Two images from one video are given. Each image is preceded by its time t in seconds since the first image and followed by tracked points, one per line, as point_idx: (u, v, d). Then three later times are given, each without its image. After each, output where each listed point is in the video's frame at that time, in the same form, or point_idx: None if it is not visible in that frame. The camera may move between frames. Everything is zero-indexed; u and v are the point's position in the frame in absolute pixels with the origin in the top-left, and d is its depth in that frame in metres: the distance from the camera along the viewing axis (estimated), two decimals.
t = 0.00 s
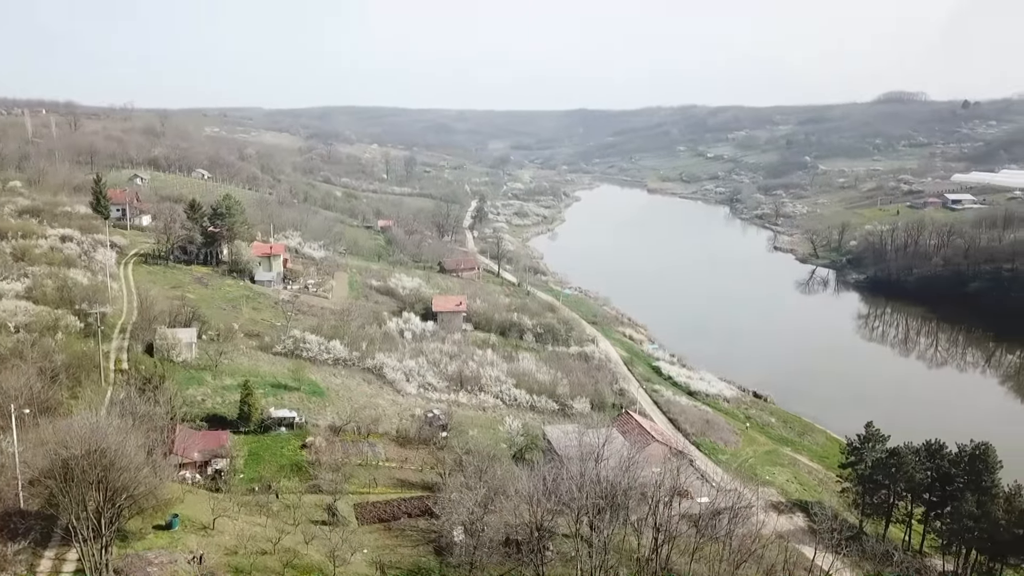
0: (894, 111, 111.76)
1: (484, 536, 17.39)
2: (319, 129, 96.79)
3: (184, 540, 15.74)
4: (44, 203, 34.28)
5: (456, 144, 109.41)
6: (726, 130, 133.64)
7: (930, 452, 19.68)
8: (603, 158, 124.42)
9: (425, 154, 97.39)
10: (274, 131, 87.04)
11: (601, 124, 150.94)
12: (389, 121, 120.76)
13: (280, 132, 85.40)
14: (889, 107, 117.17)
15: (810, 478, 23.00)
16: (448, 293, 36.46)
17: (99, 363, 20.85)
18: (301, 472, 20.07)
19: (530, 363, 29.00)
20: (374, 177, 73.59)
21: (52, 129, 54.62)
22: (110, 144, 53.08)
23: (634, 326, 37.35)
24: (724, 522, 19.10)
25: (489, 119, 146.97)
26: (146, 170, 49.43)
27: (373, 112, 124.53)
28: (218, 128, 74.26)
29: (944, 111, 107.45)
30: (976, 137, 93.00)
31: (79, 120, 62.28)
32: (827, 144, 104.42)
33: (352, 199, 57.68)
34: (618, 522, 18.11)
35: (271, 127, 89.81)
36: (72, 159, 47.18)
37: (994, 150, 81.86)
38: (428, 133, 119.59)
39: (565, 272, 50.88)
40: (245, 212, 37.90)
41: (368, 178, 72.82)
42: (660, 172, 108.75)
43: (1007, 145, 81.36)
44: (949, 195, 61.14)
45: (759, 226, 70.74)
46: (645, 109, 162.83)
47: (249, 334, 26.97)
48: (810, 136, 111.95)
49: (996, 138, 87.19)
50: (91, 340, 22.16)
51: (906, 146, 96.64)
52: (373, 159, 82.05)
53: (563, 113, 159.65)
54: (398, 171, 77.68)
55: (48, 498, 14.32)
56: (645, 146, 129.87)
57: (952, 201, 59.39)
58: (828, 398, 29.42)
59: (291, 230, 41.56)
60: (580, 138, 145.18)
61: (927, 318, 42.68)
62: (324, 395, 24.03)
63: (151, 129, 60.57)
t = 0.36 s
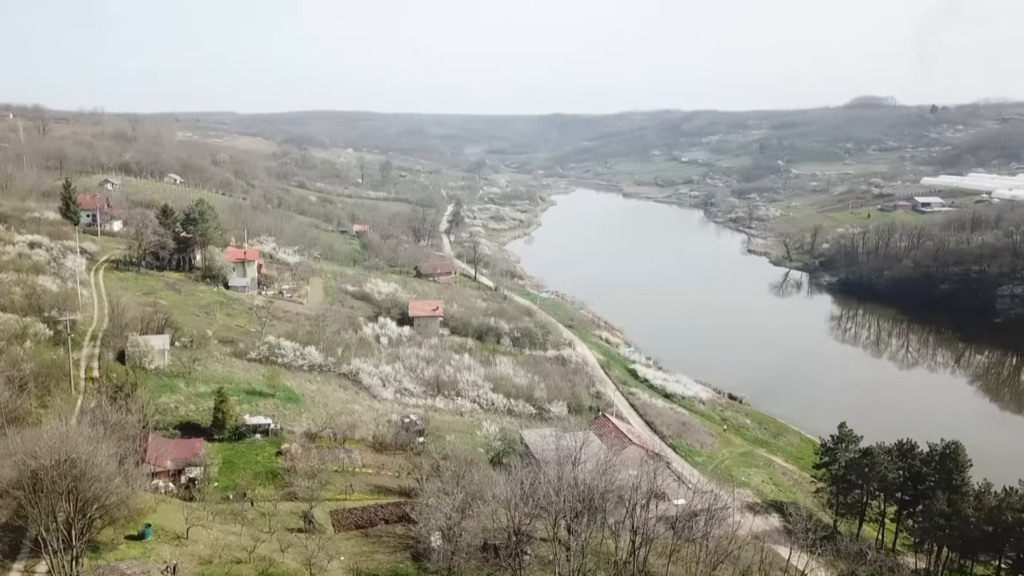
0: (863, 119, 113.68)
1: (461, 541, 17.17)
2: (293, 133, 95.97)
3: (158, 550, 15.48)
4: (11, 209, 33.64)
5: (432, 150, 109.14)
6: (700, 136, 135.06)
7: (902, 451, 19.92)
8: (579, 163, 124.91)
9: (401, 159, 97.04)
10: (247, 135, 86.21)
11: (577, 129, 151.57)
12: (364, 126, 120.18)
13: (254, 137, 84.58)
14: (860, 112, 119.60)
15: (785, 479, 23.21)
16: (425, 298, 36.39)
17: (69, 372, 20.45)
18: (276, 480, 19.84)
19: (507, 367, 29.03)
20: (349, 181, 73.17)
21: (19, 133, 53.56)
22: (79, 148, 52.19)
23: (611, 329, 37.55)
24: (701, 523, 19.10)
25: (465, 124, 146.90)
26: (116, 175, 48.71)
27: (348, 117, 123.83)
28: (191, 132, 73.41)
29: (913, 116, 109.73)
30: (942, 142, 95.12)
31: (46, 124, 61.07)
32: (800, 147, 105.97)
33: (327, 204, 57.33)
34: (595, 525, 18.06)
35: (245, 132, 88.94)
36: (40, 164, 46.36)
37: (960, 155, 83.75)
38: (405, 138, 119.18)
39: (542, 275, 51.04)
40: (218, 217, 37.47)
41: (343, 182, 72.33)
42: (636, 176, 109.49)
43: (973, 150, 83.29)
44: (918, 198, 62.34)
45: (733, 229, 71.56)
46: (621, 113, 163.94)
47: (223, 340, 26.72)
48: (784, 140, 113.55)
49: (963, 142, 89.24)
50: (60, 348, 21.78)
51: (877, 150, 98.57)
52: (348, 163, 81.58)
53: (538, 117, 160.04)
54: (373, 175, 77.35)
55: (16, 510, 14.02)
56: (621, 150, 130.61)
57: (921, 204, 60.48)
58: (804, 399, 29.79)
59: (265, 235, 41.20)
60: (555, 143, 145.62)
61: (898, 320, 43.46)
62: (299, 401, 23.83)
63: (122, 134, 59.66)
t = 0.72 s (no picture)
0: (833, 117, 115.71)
1: (436, 543, 16.99)
2: (264, 134, 94.91)
3: (128, 557, 15.02)
4: None
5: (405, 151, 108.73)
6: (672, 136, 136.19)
7: (871, 447, 20.18)
8: (551, 163, 125.21)
9: (373, 160, 96.45)
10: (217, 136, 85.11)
11: (551, 129, 151.99)
12: (337, 126, 119.30)
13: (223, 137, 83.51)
14: (828, 113, 121.66)
15: (757, 475, 23.45)
16: (398, 299, 36.25)
17: (34, 377, 20.01)
18: (248, 484, 19.58)
19: (481, 368, 29.03)
20: (321, 182, 72.62)
21: None
22: (43, 149, 51.13)
23: (584, 329, 37.69)
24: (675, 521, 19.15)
25: (438, 124, 146.43)
26: (80, 176, 47.78)
27: (320, 117, 122.80)
28: (159, 133, 72.26)
29: (879, 116, 111.73)
30: (908, 142, 97.03)
31: (9, 124, 59.72)
32: (772, 147, 107.34)
33: (299, 204, 56.85)
34: (569, 525, 18.06)
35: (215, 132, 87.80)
36: (2, 165, 45.31)
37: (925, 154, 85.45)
38: (378, 138, 118.53)
39: (515, 275, 51.06)
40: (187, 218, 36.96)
41: (315, 183, 71.77)
42: (609, 176, 110.04)
43: (938, 149, 85.06)
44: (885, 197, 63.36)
45: (705, 229, 72.19)
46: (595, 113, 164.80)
47: (194, 343, 26.39)
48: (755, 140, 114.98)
49: (928, 142, 91.10)
50: (24, 353, 21.33)
51: (846, 150, 100.30)
52: (319, 164, 80.95)
53: (511, 117, 160.11)
54: (345, 175, 76.83)
55: None
56: (595, 151, 131.20)
57: (888, 203, 61.45)
58: (775, 396, 30.11)
59: (235, 236, 40.74)
60: (528, 143, 145.83)
61: (866, 318, 44.21)
62: (272, 404, 23.60)
63: (87, 134, 58.54)
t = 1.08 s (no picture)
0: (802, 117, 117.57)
1: (411, 545, 16.81)
2: (234, 134, 93.68)
3: (96, 566, 14.53)
4: None
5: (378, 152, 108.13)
6: (642, 137, 137.24)
7: (840, 443, 20.43)
8: (523, 163, 125.41)
9: (344, 160, 95.78)
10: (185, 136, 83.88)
11: (524, 130, 152.25)
12: (308, 127, 118.19)
13: (191, 138, 82.28)
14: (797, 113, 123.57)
15: (729, 473, 23.67)
16: (370, 300, 36.08)
17: None
18: (219, 489, 19.30)
19: (455, 369, 29.01)
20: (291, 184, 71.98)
21: None
22: (4, 150, 49.88)
23: (558, 329, 37.79)
24: (648, 519, 19.22)
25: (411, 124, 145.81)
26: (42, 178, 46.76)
27: (291, 118, 121.54)
28: (125, 133, 70.96)
29: (846, 116, 113.75)
30: (874, 142, 98.92)
31: None
32: (742, 147, 108.67)
33: (269, 206, 56.27)
34: (544, 524, 18.02)
35: (182, 133, 86.48)
36: None
37: (891, 154, 87.19)
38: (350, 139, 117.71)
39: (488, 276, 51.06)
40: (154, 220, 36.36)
41: (285, 184, 71.12)
42: (582, 176, 110.47)
43: (902, 149, 86.79)
44: (852, 197, 64.38)
45: (675, 229, 72.64)
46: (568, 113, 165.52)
47: (162, 347, 26.05)
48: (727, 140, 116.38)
49: (892, 142, 92.92)
50: None
51: (814, 149, 101.95)
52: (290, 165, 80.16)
53: (484, 117, 159.96)
54: (316, 176, 76.19)
55: None
56: (569, 151, 131.68)
57: (854, 203, 62.56)
58: (747, 394, 30.40)
59: (204, 238, 40.22)
60: (500, 144, 145.86)
61: (835, 315, 44.94)
62: (243, 408, 23.35)
63: (50, 134, 57.25)
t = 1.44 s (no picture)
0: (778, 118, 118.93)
1: (393, 547, 16.69)
2: (210, 134, 92.66)
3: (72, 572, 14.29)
4: None
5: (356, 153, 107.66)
6: (621, 137, 137.98)
7: (818, 440, 20.63)
8: (501, 163, 125.48)
9: (322, 160, 95.23)
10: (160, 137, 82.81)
11: (504, 130, 152.36)
12: (285, 127, 117.29)
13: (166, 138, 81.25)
14: (773, 113, 124.93)
15: (708, 471, 23.85)
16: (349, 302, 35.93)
17: None
18: (198, 493, 19.09)
19: (435, 370, 28.96)
20: (268, 184, 71.37)
21: None
22: None
23: (538, 329, 37.89)
24: (629, 518, 19.30)
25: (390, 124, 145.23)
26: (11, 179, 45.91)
27: (268, 119, 120.54)
28: (98, 133, 69.88)
29: (822, 116, 115.22)
30: (849, 142, 100.16)
31: None
32: (720, 146, 109.59)
33: (246, 207, 55.76)
34: (525, 525, 18.00)
35: (157, 133, 85.35)
36: None
37: (865, 154, 88.36)
38: (329, 139, 116.98)
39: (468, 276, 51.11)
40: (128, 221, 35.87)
41: (262, 184, 70.52)
42: (562, 176, 110.73)
43: (876, 149, 87.96)
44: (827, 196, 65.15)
45: (653, 229, 73.00)
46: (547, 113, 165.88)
47: (138, 350, 25.74)
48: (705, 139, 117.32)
49: (866, 142, 94.15)
50: None
51: (790, 149, 103.10)
52: (267, 165, 79.52)
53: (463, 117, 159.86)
54: (293, 177, 75.66)
55: None
56: (548, 151, 131.99)
57: (829, 202, 63.34)
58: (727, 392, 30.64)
59: (179, 239, 39.79)
60: (480, 143, 145.79)
61: (811, 314, 45.49)
62: (221, 411, 23.14)
63: (21, 134, 56.20)
